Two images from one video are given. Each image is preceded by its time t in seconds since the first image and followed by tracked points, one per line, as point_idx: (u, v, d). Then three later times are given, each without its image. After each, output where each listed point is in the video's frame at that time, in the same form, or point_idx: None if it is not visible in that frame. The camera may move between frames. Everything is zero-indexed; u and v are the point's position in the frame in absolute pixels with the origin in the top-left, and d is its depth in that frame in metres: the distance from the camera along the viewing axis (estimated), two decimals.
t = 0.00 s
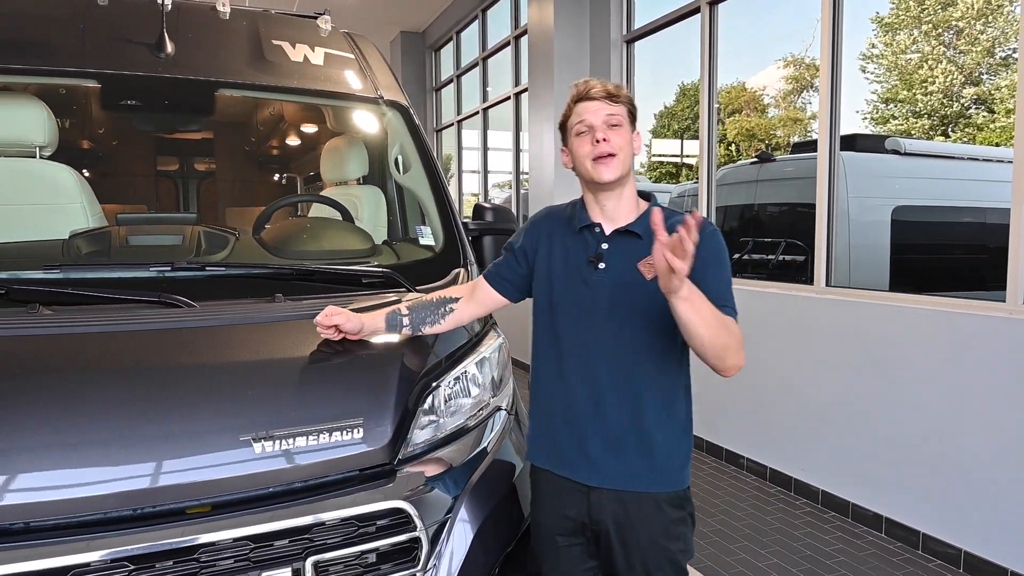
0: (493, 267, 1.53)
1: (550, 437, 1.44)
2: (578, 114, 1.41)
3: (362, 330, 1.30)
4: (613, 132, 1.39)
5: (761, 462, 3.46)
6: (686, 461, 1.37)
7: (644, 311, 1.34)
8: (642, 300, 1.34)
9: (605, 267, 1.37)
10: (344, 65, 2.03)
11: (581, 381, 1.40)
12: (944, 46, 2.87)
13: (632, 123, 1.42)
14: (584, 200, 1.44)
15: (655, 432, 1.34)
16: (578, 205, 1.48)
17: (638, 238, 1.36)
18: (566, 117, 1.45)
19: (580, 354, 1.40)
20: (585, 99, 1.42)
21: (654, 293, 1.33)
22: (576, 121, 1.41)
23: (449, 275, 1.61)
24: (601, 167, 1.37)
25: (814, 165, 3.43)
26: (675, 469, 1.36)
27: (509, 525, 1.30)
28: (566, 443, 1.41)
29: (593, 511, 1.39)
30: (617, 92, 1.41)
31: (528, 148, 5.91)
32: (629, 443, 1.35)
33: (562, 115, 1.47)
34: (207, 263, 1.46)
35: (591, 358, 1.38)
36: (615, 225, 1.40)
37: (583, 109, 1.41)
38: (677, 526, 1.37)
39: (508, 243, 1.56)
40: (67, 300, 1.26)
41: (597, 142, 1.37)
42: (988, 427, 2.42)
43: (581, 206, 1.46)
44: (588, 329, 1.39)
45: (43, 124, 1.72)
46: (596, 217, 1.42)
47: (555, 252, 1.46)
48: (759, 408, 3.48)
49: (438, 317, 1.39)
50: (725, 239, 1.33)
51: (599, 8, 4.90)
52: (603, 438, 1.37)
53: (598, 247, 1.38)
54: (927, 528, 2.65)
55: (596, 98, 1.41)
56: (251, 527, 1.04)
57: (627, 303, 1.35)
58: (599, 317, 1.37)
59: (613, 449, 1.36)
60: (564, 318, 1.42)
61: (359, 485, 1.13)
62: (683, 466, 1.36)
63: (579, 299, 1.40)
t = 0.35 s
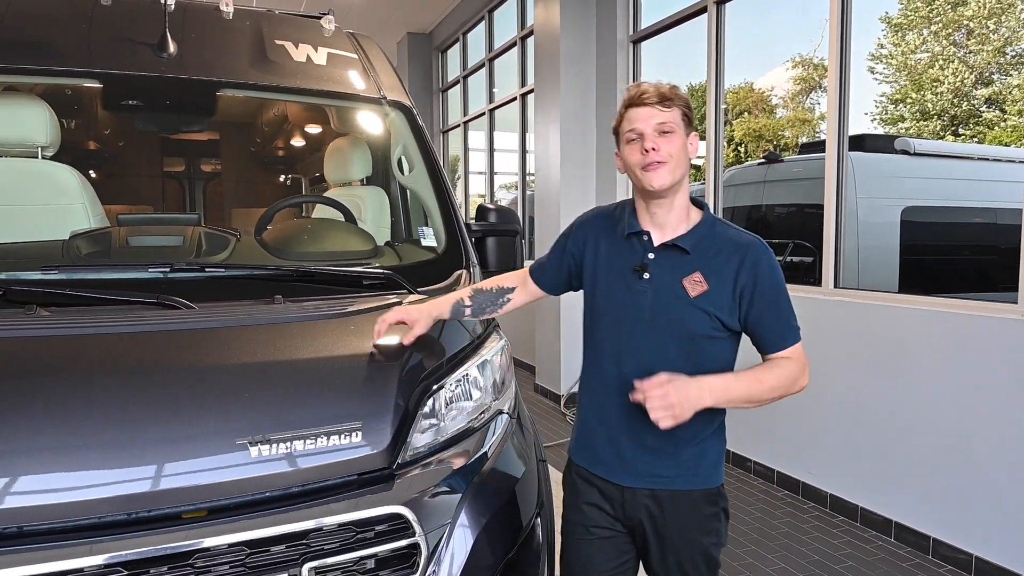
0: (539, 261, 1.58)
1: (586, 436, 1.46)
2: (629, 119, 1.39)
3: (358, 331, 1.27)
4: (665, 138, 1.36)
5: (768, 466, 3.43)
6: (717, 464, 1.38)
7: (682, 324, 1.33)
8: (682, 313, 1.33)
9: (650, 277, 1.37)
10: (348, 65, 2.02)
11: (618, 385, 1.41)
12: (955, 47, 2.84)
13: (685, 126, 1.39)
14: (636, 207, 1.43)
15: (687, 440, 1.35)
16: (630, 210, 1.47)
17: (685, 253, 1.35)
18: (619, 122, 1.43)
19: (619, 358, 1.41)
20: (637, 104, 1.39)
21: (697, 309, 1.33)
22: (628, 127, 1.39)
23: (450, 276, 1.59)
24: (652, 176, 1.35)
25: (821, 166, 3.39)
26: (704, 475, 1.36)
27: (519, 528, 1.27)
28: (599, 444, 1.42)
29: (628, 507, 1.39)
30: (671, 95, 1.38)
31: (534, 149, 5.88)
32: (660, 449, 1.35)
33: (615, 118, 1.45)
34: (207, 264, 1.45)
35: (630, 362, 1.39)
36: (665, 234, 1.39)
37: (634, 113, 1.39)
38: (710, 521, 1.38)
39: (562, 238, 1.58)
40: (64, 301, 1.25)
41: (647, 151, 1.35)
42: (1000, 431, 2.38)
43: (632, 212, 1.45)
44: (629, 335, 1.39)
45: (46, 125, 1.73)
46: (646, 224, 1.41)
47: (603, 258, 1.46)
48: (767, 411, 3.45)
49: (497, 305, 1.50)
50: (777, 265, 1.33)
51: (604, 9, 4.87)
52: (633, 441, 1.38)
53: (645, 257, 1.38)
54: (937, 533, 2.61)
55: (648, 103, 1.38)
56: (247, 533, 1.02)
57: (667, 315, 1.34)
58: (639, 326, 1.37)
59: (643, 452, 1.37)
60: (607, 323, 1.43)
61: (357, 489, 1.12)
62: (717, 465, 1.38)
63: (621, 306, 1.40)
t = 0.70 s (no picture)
0: (549, 260, 1.55)
1: (597, 435, 1.44)
2: (670, 121, 1.34)
3: (342, 334, 1.24)
4: (702, 147, 1.33)
5: (756, 468, 3.42)
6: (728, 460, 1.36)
7: (700, 331, 1.32)
8: (700, 320, 1.32)
9: (668, 282, 1.35)
10: (333, 64, 1.99)
11: (632, 386, 1.38)
12: (940, 51, 2.85)
13: (723, 136, 1.35)
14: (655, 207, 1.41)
15: (700, 440, 1.34)
16: (648, 211, 1.45)
17: (704, 259, 1.34)
18: (656, 119, 1.38)
19: (633, 362, 1.38)
20: (681, 107, 1.33)
21: (715, 316, 1.32)
22: (666, 129, 1.34)
23: (437, 278, 1.56)
24: (681, 184, 1.33)
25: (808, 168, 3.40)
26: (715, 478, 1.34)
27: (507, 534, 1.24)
28: (611, 444, 1.39)
29: (636, 506, 1.36)
30: (716, 104, 1.33)
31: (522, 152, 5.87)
32: (674, 449, 1.33)
33: (651, 114, 1.39)
34: (187, 266, 1.41)
35: (645, 365, 1.37)
36: (683, 241, 1.38)
37: (676, 116, 1.33)
38: (718, 519, 1.35)
39: (574, 235, 1.55)
40: (38, 304, 1.21)
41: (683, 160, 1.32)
42: (988, 432, 2.38)
43: (651, 213, 1.43)
44: (645, 339, 1.36)
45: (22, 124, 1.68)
46: (664, 226, 1.39)
47: (618, 260, 1.44)
48: (756, 413, 3.45)
49: (500, 312, 1.52)
50: (792, 274, 1.34)
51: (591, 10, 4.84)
52: (643, 438, 1.36)
53: (664, 261, 1.36)
54: (926, 535, 2.61)
55: (693, 108, 1.32)
56: (228, 543, 0.99)
57: (685, 320, 1.33)
58: (656, 331, 1.35)
59: (654, 449, 1.34)
60: (621, 326, 1.40)
61: (340, 498, 1.09)
62: (726, 461, 1.36)
63: (636, 310, 1.38)
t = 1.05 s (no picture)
0: (532, 264, 1.51)
1: (586, 441, 1.41)
2: (667, 126, 1.33)
3: (314, 339, 1.20)
4: (698, 154, 1.32)
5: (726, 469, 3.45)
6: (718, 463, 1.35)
7: (689, 336, 1.31)
8: (688, 325, 1.31)
9: (657, 287, 1.34)
10: (300, 62, 1.94)
11: (621, 392, 1.36)
12: (895, 59, 2.91)
13: (717, 146, 1.35)
14: (646, 211, 1.40)
15: (688, 444, 1.33)
16: (637, 215, 1.43)
17: (693, 264, 1.33)
18: (653, 122, 1.37)
19: (621, 369, 1.36)
20: (680, 112, 1.32)
21: (704, 322, 1.31)
22: (663, 133, 1.33)
23: (410, 281, 1.52)
24: (675, 189, 1.32)
25: (775, 172, 3.43)
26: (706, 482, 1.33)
27: (485, 543, 1.21)
28: (600, 450, 1.37)
29: (628, 513, 1.34)
30: (715, 111, 1.32)
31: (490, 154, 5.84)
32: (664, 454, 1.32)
33: (649, 118, 1.38)
34: (149, 269, 1.35)
35: (634, 370, 1.34)
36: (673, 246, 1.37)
37: (674, 121, 1.32)
38: (712, 522, 1.34)
39: (560, 238, 1.52)
40: None
41: (677, 165, 1.31)
42: (954, 432, 2.42)
43: (641, 217, 1.41)
44: (633, 344, 1.34)
45: None
46: (654, 231, 1.38)
47: (606, 265, 1.42)
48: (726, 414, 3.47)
49: (480, 317, 1.47)
50: (778, 282, 1.34)
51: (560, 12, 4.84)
52: (634, 443, 1.33)
53: (654, 266, 1.35)
54: (894, 534, 2.65)
55: (692, 114, 1.31)
56: (196, 561, 0.94)
57: (674, 326, 1.32)
58: (645, 337, 1.33)
59: (646, 454, 1.32)
60: (609, 331, 1.38)
61: (313, 510, 1.05)
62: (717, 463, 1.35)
63: (625, 315, 1.36)
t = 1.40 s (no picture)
0: (515, 261, 1.48)
1: (573, 446, 1.40)
2: (669, 131, 1.32)
3: (291, 344, 1.16)
4: (697, 162, 1.32)
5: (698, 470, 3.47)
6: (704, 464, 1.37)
7: (681, 342, 1.31)
8: (679, 331, 1.31)
9: (649, 292, 1.33)
10: (270, 58, 1.89)
11: (610, 397, 1.35)
12: (851, 65, 2.97)
13: (715, 155, 1.35)
14: (638, 214, 1.39)
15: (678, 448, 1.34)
16: (627, 217, 1.42)
17: (684, 270, 1.33)
18: (654, 126, 1.35)
19: (611, 374, 1.35)
20: (683, 118, 1.31)
21: (695, 328, 1.31)
22: (664, 137, 1.32)
23: (388, 283, 1.49)
24: (672, 195, 1.31)
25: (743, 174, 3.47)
26: (695, 484, 1.35)
27: (470, 551, 1.19)
28: (588, 454, 1.35)
29: (619, 519, 1.33)
30: (717, 121, 1.31)
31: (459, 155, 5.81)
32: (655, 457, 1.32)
33: (649, 121, 1.37)
34: (114, 271, 1.29)
35: (623, 374, 1.34)
36: (664, 252, 1.36)
37: (676, 127, 1.31)
38: (701, 522, 1.36)
39: (544, 238, 1.49)
40: None
41: (676, 171, 1.30)
42: (922, 430, 2.47)
43: (633, 220, 1.40)
44: (624, 348, 1.33)
45: None
46: (646, 235, 1.37)
47: (594, 268, 1.40)
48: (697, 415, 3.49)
49: (461, 315, 1.44)
50: (764, 290, 1.37)
51: (531, 13, 4.82)
52: (623, 447, 1.33)
53: (645, 270, 1.35)
54: (864, 531, 2.69)
55: (694, 121, 1.31)
56: None
57: (666, 331, 1.31)
58: (636, 341, 1.32)
59: (635, 458, 1.33)
60: (597, 334, 1.36)
61: (293, 521, 1.01)
62: (704, 465, 1.37)
63: (614, 319, 1.35)
